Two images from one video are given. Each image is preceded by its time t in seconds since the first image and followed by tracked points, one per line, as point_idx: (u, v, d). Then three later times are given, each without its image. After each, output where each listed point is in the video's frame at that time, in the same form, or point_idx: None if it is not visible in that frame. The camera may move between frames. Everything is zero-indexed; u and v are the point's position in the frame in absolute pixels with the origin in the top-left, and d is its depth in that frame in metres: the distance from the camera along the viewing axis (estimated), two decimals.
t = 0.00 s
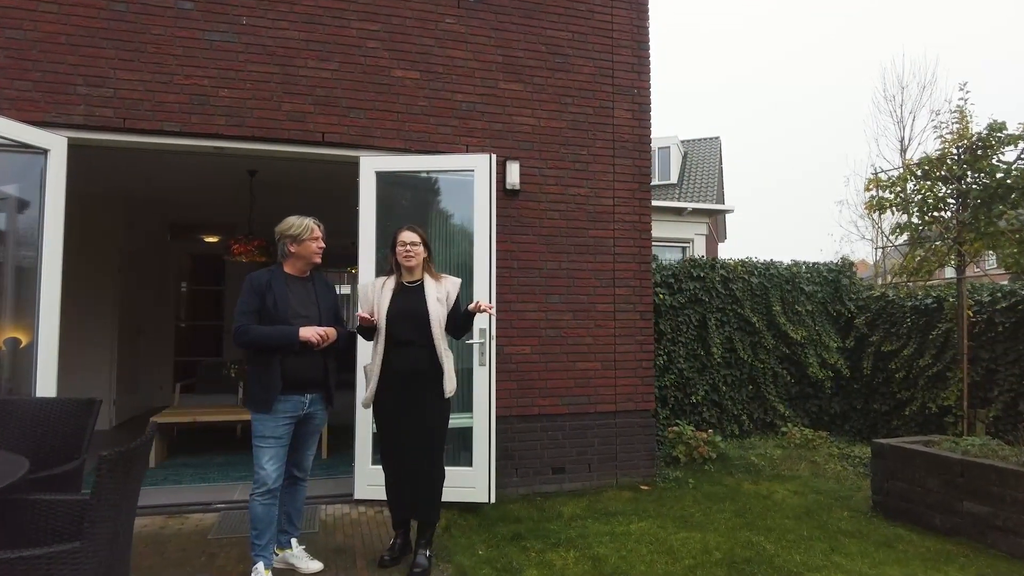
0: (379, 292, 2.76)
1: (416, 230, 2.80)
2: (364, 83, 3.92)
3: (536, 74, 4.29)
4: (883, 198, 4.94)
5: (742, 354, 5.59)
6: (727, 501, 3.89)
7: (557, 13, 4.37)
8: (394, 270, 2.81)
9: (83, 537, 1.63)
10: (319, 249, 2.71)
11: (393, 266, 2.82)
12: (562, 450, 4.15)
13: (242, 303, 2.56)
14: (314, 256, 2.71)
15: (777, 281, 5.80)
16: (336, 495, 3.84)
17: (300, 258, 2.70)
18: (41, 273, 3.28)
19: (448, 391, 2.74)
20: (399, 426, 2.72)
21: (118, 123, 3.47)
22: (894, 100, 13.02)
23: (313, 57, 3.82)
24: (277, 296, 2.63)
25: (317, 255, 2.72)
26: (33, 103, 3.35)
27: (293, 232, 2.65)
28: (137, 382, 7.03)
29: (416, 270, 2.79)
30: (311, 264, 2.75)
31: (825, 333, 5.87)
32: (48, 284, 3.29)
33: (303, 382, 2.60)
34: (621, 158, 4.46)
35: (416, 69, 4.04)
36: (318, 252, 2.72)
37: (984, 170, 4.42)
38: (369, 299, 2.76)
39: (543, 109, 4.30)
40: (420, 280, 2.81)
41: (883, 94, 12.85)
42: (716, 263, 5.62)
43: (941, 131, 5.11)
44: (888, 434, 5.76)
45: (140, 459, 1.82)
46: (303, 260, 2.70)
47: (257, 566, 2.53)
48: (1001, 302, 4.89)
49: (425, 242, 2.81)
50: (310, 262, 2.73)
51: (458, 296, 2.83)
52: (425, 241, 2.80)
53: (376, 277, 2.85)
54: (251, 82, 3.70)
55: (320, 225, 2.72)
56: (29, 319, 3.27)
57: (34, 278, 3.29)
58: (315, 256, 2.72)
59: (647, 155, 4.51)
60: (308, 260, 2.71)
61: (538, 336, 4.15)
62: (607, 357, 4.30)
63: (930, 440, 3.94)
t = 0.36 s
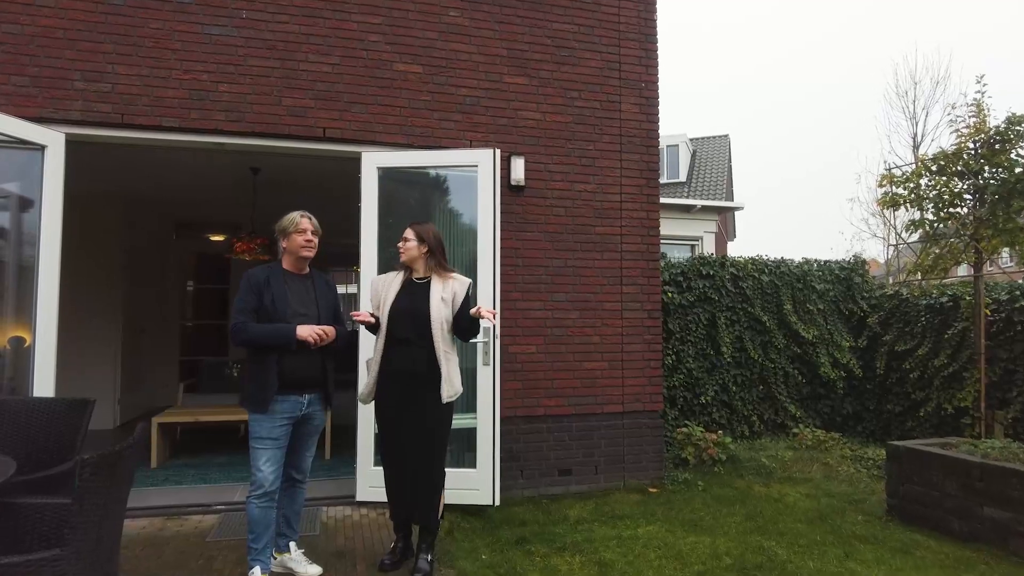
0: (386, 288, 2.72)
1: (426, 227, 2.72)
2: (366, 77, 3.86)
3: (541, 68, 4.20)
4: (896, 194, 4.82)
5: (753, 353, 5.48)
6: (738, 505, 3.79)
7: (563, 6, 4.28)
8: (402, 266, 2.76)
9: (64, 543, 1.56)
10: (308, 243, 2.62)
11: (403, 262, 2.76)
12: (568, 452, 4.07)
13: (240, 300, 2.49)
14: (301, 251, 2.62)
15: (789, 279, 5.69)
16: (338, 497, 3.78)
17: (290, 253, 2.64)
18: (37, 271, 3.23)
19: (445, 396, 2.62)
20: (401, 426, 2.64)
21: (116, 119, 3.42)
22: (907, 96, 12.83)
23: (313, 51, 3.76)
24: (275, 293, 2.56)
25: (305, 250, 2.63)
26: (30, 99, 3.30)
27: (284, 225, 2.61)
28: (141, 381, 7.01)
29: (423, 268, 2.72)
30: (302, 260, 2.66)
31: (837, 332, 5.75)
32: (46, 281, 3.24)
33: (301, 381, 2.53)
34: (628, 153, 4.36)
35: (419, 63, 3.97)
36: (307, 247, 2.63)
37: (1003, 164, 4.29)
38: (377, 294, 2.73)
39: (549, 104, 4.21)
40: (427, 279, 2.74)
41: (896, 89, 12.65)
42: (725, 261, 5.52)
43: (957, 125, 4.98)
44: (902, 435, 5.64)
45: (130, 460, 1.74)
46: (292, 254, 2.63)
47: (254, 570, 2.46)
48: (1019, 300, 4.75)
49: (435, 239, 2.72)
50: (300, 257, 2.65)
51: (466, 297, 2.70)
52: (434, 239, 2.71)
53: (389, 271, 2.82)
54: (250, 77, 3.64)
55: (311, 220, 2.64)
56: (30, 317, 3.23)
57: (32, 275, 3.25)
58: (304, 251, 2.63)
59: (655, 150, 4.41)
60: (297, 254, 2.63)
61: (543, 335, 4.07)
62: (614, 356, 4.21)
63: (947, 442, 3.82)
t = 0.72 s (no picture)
0: (394, 286, 2.67)
1: (435, 224, 2.64)
2: (373, 73, 3.79)
3: (552, 62, 4.11)
4: (919, 190, 4.65)
5: (771, 354, 5.34)
6: (756, 510, 3.67)
7: None
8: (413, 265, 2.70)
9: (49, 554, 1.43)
10: (304, 243, 2.53)
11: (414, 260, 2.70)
12: (580, 455, 3.97)
13: (241, 300, 2.43)
14: (298, 250, 2.54)
15: (807, 278, 5.54)
16: (345, 500, 3.72)
17: (289, 252, 2.57)
18: (43, 271, 3.21)
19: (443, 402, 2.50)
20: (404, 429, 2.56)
21: (120, 117, 3.38)
22: (929, 91, 12.53)
23: (319, 47, 3.70)
24: (277, 293, 2.49)
25: (302, 250, 2.54)
26: (34, 98, 3.28)
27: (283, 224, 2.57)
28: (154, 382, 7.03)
29: (432, 267, 2.65)
30: (302, 260, 2.58)
31: (858, 332, 5.59)
32: (51, 281, 3.22)
33: (304, 383, 2.47)
34: (642, 149, 4.25)
35: (426, 59, 3.89)
36: (303, 247, 2.54)
37: None
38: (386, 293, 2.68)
39: (559, 99, 4.11)
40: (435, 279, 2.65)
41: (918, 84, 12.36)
42: (742, 260, 5.38)
43: (983, 118, 4.80)
44: (926, 439, 5.47)
45: (122, 464, 1.62)
46: (290, 254, 2.56)
47: None
48: None
49: (444, 237, 2.64)
50: (298, 257, 2.56)
51: (474, 297, 2.60)
52: (442, 237, 2.63)
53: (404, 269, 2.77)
54: (256, 74, 3.59)
55: (310, 219, 2.56)
56: (35, 318, 3.20)
57: (37, 275, 3.22)
58: (301, 251, 2.55)
59: (669, 146, 4.30)
60: (295, 254, 2.55)
61: (554, 335, 3.97)
62: (627, 357, 4.10)
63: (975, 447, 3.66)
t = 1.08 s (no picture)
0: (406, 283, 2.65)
1: (445, 220, 2.57)
2: (384, 68, 3.74)
3: (566, 55, 4.02)
4: (949, 184, 4.47)
5: (794, 354, 5.19)
6: (778, 514, 3.54)
7: None
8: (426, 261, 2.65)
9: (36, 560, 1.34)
10: (313, 241, 2.49)
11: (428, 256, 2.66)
12: (596, 457, 3.88)
13: (247, 298, 2.38)
14: (306, 248, 2.49)
15: (832, 275, 5.38)
16: (357, 501, 3.67)
17: (297, 249, 2.52)
18: (55, 270, 3.21)
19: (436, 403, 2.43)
20: (414, 432, 2.50)
21: (132, 116, 3.38)
22: (959, 82, 12.15)
23: (330, 42, 3.66)
24: (284, 291, 2.44)
25: (310, 248, 2.49)
26: (47, 97, 3.29)
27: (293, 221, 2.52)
28: (173, 381, 7.10)
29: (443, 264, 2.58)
30: (310, 258, 2.53)
31: (885, 331, 5.41)
32: (64, 280, 3.22)
33: (311, 383, 2.42)
34: (660, 143, 4.14)
35: (438, 53, 3.83)
36: (312, 245, 2.49)
37: None
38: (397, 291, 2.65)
39: (574, 92, 4.02)
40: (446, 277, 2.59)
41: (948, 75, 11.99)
42: (764, 257, 5.23)
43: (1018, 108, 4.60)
44: (957, 442, 5.26)
45: (117, 467, 1.54)
46: (298, 251, 2.52)
47: None
48: None
49: (456, 233, 2.57)
50: (306, 255, 2.52)
51: (482, 297, 2.49)
52: (452, 233, 2.55)
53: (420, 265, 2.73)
54: (266, 70, 3.57)
55: (319, 216, 2.50)
56: (45, 318, 3.21)
57: (51, 274, 3.22)
58: (309, 249, 2.50)
59: (687, 140, 4.18)
60: (303, 251, 2.51)
61: (570, 334, 3.89)
62: (645, 357, 4.00)
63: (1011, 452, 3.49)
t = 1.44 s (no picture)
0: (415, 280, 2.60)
1: (456, 216, 2.50)
2: (396, 64, 3.70)
3: (581, 48, 3.94)
4: (982, 177, 4.29)
5: (819, 353, 5.04)
6: (802, 518, 3.42)
7: None
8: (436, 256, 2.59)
9: (28, 560, 1.31)
10: (315, 238, 2.45)
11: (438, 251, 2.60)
12: (614, 458, 3.80)
13: (255, 295, 2.36)
14: (309, 245, 2.46)
15: (858, 271, 5.21)
16: (371, 501, 3.64)
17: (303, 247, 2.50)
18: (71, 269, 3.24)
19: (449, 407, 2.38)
20: (422, 432, 2.46)
21: (145, 115, 3.38)
22: (993, 73, 11.76)
23: (342, 38, 3.63)
24: (293, 288, 2.42)
25: (313, 245, 2.46)
26: (63, 96, 3.31)
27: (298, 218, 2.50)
28: (194, 379, 7.18)
29: (453, 260, 2.52)
30: (316, 256, 2.50)
31: (914, 329, 5.23)
32: (81, 278, 3.25)
33: (319, 381, 2.39)
34: (678, 136, 4.04)
35: (451, 47, 3.78)
36: (314, 242, 2.45)
37: None
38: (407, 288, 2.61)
39: (590, 86, 3.94)
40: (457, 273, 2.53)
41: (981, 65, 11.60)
42: (788, 253, 5.09)
43: None
44: (991, 445, 5.06)
45: (116, 466, 1.51)
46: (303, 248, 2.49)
47: None
48: None
49: (468, 229, 2.50)
50: (311, 252, 2.48)
51: (492, 295, 2.44)
52: (463, 229, 2.48)
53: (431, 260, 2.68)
54: (279, 67, 3.55)
55: (321, 212, 2.45)
56: (62, 317, 3.24)
57: (67, 272, 3.25)
58: (313, 246, 2.47)
59: (707, 133, 4.07)
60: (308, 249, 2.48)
61: (586, 332, 3.81)
62: (663, 356, 3.91)
63: None
